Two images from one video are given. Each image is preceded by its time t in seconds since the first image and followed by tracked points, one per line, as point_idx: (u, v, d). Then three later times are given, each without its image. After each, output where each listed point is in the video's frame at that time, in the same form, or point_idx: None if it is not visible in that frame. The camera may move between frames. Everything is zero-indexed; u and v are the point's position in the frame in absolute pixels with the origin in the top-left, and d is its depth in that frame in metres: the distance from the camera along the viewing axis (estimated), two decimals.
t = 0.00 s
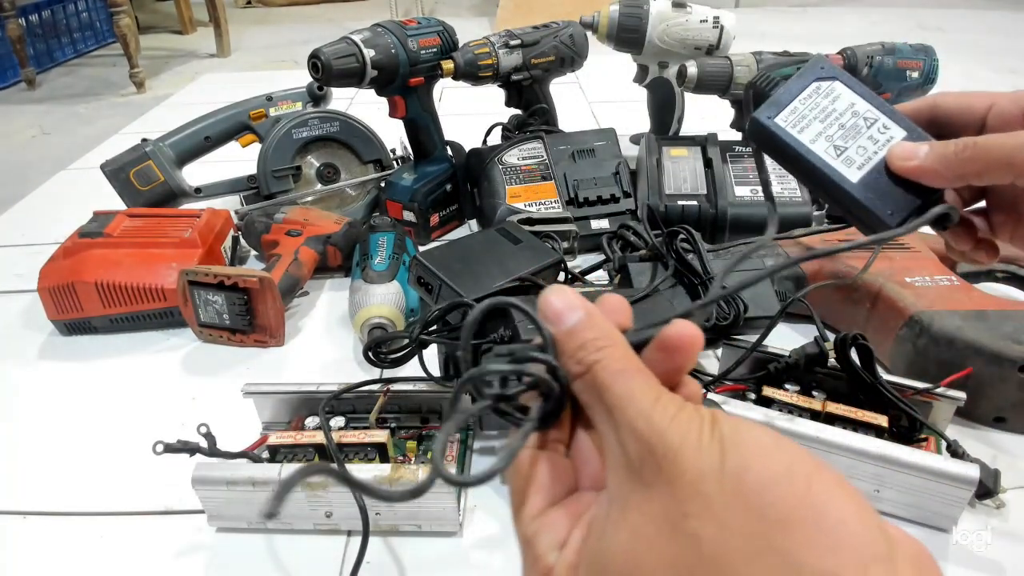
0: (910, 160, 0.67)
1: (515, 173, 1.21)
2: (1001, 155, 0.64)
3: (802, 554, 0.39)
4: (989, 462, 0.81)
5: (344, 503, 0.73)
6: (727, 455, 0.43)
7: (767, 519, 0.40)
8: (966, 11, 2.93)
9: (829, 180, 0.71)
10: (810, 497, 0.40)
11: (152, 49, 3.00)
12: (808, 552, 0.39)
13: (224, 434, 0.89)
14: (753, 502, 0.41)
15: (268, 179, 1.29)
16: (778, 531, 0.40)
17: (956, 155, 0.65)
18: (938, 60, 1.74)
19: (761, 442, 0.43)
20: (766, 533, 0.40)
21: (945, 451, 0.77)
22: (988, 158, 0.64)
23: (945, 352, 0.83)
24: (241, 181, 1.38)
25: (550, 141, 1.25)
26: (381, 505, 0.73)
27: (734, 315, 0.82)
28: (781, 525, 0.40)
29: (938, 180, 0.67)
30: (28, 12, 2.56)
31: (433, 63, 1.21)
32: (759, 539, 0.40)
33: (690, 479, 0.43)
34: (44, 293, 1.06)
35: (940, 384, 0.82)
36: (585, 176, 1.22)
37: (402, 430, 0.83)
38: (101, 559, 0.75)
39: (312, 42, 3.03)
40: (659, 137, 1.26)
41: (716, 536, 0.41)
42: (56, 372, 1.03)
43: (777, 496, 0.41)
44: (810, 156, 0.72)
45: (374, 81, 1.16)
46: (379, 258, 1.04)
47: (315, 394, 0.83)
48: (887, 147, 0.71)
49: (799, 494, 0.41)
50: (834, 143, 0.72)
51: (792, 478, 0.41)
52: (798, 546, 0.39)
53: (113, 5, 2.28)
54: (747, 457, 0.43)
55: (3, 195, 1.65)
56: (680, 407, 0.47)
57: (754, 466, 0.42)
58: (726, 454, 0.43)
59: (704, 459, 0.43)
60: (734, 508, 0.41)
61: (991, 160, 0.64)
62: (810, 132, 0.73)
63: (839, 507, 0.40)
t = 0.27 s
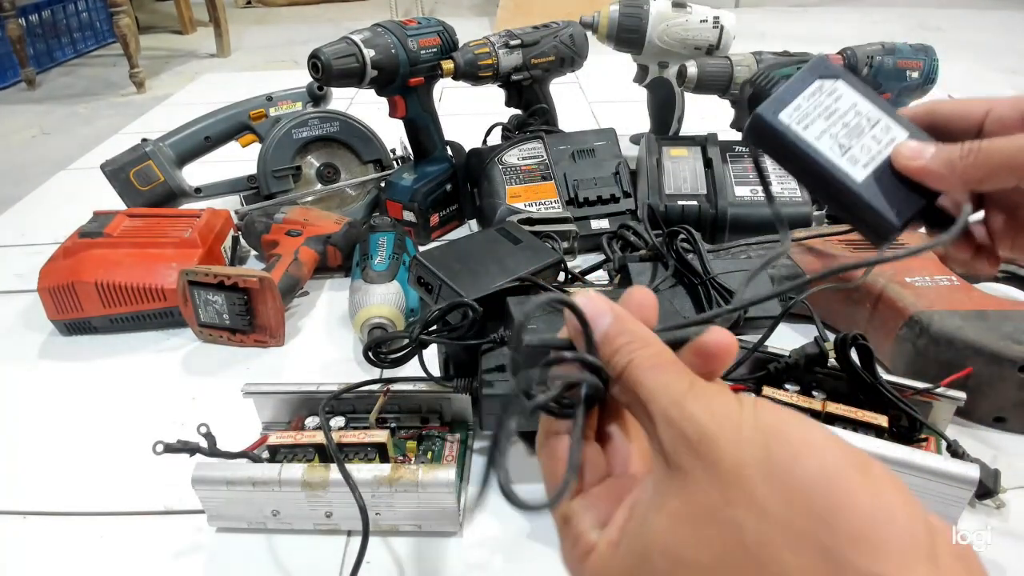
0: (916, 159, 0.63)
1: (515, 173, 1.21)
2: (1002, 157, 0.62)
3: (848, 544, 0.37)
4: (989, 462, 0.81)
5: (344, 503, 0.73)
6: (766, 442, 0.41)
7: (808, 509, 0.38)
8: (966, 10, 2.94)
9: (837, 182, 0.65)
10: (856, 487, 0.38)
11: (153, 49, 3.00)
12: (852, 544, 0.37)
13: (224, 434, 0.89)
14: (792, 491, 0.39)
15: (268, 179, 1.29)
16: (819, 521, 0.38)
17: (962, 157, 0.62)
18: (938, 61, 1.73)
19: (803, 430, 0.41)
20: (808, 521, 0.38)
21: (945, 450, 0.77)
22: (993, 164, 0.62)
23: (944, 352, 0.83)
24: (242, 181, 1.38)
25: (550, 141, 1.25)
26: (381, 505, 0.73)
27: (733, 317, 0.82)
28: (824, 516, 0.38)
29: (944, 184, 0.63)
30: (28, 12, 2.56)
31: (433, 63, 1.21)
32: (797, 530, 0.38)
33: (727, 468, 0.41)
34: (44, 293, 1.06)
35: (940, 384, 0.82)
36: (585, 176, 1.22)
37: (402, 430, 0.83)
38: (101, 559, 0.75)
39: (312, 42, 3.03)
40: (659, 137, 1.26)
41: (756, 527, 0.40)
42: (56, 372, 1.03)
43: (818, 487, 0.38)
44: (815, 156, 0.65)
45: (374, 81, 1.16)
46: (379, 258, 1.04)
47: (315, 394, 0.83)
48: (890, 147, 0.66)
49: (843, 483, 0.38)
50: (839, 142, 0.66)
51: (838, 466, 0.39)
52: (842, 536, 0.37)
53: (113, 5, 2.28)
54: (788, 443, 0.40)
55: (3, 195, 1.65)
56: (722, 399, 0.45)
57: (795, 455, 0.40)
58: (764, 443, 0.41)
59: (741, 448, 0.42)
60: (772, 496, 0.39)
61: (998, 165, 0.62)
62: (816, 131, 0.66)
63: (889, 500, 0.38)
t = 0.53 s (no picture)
0: (913, 213, 0.60)
1: (515, 173, 1.21)
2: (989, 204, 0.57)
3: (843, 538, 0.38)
4: (989, 462, 0.81)
5: (344, 503, 0.73)
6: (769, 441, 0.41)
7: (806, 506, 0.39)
8: (966, 11, 2.94)
9: (837, 241, 0.55)
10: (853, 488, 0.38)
11: (152, 49, 3.00)
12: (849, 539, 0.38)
13: (224, 434, 0.89)
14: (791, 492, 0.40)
15: (268, 179, 1.29)
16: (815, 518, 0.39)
17: (956, 214, 0.59)
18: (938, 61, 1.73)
19: (813, 424, 0.40)
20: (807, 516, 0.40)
21: (945, 450, 0.77)
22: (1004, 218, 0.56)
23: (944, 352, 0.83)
24: (242, 181, 1.38)
25: (550, 141, 1.25)
26: (381, 505, 0.73)
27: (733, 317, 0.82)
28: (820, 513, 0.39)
29: (941, 242, 0.60)
30: (28, 12, 2.56)
31: (433, 63, 1.21)
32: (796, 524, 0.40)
33: (730, 466, 0.43)
34: (44, 293, 1.06)
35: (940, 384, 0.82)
36: (585, 176, 1.22)
37: (402, 430, 0.83)
38: (101, 559, 0.75)
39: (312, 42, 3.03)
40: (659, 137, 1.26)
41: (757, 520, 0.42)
42: (56, 372, 1.03)
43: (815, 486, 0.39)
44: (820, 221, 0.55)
45: (374, 81, 1.16)
46: (379, 258, 1.04)
47: (315, 394, 0.83)
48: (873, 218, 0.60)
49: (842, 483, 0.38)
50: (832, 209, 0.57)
51: (843, 468, 0.38)
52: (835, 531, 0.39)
53: (113, 5, 2.28)
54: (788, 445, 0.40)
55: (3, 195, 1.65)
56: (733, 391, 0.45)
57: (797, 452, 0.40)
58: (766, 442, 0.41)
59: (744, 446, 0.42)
60: (773, 491, 0.41)
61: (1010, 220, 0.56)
62: (807, 196, 0.56)
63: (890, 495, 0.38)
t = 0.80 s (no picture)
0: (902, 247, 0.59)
1: (515, 173, 1.21)
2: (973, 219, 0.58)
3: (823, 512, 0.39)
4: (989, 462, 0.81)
5: (344, 503, 0.73)
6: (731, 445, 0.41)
7: (784, 489, 0.40)
8: (967, 11, 2.94)
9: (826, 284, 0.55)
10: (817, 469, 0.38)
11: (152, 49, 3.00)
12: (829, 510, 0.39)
13: (224, 434, 0.89)
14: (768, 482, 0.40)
15: (268, 179, 1.29)
16: (793, 500, 0.40)
17: (946, 242, 0.59)
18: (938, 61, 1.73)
19: (783, 396, 0.40)
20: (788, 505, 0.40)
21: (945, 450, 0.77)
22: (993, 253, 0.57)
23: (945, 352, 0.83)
24: (242, 181, 1.38)
25: (550, 141, 1.25)
26: (381, 505, 0.73)
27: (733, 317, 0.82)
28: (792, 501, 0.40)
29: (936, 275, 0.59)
30: (28, 12, 2.57)
31: (433, 63, 1.21)
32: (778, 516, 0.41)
33: (709, 447, 0.43)
34: (44, 293, 1.06)
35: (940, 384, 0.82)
36: (585, 176, 1.22)
37: (402, 430, 0.83)
38: (102, 559, 0.75)
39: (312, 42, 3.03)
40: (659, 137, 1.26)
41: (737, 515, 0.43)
42: (56, 372, 1.03)
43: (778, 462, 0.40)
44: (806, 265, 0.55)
45: (374, 81, 1.16)
46: (379, 258, 1.04)
47: (315, 394, 0.83)
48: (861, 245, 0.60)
49: (812, 453, 0.38)
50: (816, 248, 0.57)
51: (819, 434, 0.38)
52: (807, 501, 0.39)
53: (113, 5, 2.28)
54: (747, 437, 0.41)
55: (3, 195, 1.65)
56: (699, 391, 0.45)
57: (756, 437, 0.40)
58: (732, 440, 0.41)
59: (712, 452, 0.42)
60: (753, 466, 0.41)
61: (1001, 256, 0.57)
62: (788, 241, 0.56)
63: (855, 458, 0.38)
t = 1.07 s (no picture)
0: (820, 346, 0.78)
1: (515, 173, 1.21)
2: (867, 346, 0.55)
3: (811, 532, 0.32)
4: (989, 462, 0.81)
5: (344, 503, 0.73)
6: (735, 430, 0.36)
7: (771, 494, 0.34)
8: (967, 11, 2.93)
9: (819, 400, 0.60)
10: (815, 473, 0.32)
11: (152, 49, 3.00)
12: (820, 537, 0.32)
13: (224, 434, 0.89)
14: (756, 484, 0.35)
15: (268, 179, 1.29)
16: (784, 512, 0.34)
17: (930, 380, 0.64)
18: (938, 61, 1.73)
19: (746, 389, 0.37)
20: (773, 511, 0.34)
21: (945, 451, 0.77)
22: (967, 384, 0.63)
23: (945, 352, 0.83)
24: (242, 181, 1.38)
25: (551, 141, 1.25)
26: (381, 505, 0.73)
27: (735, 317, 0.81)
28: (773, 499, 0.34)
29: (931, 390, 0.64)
30: (28, 12, 2.57)
31: (433, 63, 1.21)
32: (762, 522, 0.35)
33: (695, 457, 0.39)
34: (44, 293, 1.06)
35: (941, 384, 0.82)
36: (585, 176, 1.22)
37: (402, 430, 0.83)
38: (102, 559, 0.75)
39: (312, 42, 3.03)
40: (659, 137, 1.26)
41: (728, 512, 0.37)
42: (56, 372, 1.03)
43: (778, 457, 0.34)
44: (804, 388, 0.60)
45: (374, 81, 1.16)
46: (379, 258, 1.04)
47: (315, 394, 0.83)
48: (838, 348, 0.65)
49: (832, 469, 0.32)
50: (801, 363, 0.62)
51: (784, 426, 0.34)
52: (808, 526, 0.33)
53: (113, 5, 2.28)
54: (759, 425, 0.34)
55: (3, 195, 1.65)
56: (728, 374, 0.39)
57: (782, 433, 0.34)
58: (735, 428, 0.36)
59: (707, 429, 0.37)
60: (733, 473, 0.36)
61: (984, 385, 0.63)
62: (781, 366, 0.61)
63: (890, 484, 0.31)
